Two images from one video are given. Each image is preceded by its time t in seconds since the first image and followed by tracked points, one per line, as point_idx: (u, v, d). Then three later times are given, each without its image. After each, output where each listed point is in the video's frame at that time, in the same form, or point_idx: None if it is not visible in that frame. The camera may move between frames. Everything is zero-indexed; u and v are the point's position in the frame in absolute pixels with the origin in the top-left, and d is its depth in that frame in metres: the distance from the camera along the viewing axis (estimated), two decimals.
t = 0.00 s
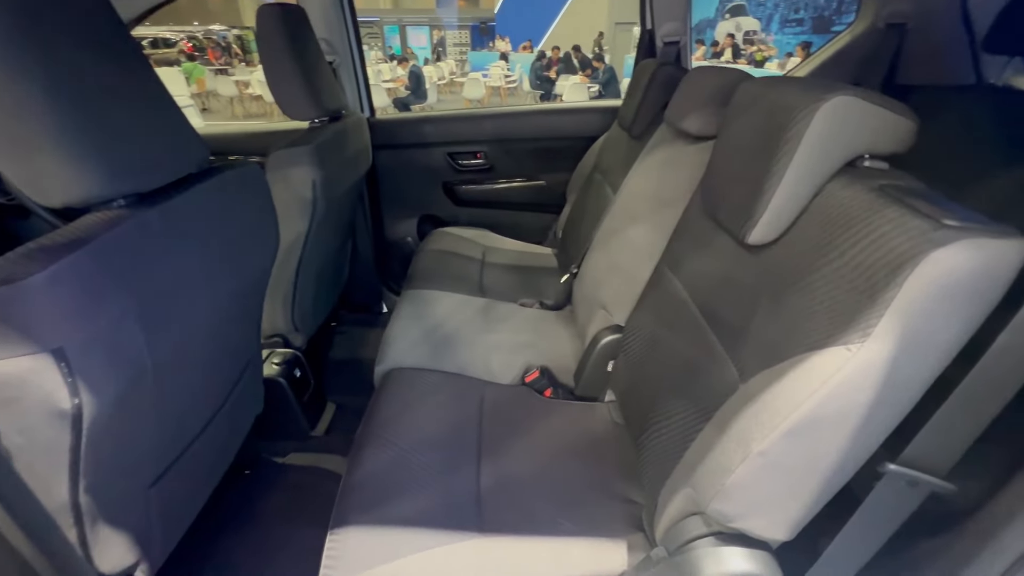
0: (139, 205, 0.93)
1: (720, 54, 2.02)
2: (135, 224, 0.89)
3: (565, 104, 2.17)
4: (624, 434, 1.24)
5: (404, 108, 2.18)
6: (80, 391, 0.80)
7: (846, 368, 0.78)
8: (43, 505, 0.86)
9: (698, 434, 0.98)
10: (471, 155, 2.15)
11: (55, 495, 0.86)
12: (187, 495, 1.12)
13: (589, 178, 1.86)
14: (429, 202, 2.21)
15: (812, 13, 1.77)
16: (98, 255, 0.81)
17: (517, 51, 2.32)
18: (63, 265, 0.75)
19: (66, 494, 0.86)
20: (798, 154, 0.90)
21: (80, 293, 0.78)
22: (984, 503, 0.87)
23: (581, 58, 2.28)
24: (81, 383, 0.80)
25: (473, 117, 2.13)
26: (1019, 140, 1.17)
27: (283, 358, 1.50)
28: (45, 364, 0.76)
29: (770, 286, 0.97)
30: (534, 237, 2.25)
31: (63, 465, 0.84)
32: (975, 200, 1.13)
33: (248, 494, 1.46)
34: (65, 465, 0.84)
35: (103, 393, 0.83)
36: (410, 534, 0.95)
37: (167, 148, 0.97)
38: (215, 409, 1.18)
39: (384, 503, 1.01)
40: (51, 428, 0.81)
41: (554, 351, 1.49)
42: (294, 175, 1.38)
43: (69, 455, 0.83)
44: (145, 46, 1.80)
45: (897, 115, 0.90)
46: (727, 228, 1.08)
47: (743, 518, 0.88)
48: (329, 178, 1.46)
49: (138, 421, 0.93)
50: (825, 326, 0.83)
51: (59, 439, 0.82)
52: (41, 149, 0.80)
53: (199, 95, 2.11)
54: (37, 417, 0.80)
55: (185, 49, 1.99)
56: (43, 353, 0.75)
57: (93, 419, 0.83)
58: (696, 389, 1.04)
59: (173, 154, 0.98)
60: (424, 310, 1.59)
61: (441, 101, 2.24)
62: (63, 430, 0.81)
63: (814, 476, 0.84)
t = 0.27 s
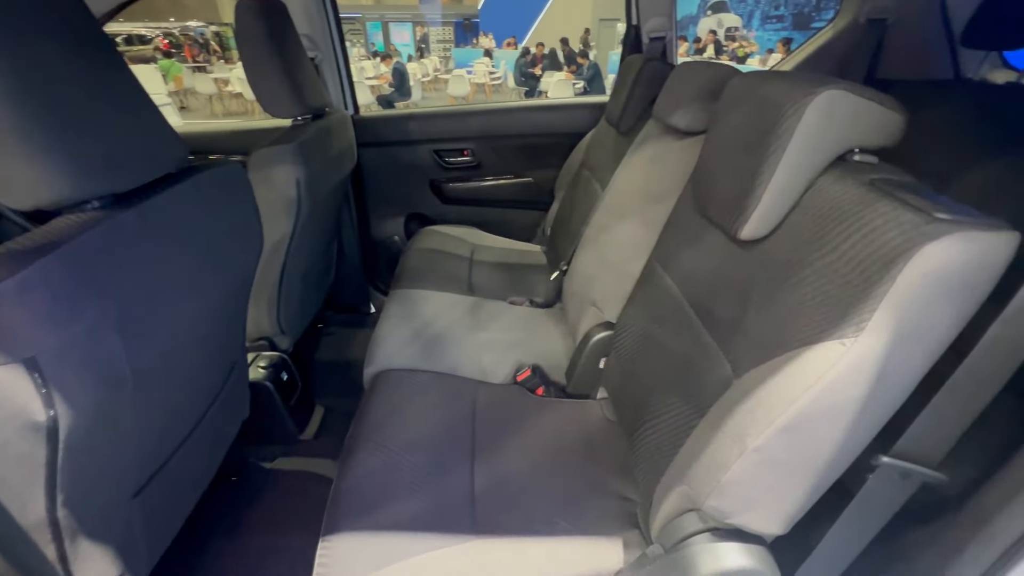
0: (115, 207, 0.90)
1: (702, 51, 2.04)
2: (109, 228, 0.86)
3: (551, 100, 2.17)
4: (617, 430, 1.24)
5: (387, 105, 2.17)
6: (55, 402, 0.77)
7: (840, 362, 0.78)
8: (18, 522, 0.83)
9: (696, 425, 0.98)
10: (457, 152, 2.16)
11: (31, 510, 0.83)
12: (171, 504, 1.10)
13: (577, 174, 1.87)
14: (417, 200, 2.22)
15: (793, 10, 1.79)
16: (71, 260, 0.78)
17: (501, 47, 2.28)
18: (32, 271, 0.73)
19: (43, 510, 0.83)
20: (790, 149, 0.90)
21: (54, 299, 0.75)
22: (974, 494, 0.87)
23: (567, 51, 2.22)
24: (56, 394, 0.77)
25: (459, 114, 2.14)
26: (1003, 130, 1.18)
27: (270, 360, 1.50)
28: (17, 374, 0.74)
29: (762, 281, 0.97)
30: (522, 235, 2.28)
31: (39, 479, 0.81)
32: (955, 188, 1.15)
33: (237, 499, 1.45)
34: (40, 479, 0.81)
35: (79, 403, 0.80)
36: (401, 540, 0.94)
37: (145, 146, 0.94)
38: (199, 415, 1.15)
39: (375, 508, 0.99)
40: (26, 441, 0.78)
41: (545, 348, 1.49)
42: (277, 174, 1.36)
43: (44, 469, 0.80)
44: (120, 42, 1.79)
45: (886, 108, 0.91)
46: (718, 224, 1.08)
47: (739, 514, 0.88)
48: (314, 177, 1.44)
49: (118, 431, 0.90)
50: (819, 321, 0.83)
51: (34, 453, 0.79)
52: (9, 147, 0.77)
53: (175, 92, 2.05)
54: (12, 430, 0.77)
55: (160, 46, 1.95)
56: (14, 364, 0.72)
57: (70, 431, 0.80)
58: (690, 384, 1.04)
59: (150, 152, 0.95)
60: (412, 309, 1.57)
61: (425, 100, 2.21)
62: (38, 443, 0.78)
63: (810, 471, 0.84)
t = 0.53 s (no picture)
0: (89, 208, 0.86)
1: (684, 47, 2.02)
2: (84, 229, 0.83)
3: (536, 96, 2.17)
4: (611, 427, 1.24)
5: (370, 103, 2.16)
6: (30, 414, 0.73)
7: (835, 356, 0.78)
8: None
9: (686, 427, 0.98)
10: (443, 149, 2.15)
11: (7, 527, 0.78)
12: (156, 513, 1.07)
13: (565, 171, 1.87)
14: (403, 198, 2.20)
15: (775, 6, 1.88)
16: (43, 264, 0.75)
17: (485, 43, 2.21)
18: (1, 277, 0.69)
19: (20, 526, 0.79)
20: (782, 143, 0.90)
21: (26, 303, 0.72)
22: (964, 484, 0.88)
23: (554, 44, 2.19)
24: (31, 405, 0.73)
25: (444, 110, 2.13)
26: (988, 122, 1.20)
27: (255, 364, 1.47)
28: None
29: (755, 275, 0.97)
30: (510, 232, 2.27)
31: (14, 495, 0.77)
32: (946, 178, 1.15)
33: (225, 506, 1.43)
34: (16, 495, 0.77)
35: (56, 414, 0.76)
36: (394, 544, 0.92)
37: (123, 145, 0.91)
38: (184, 421, 1.12)
39: (366, 512, 0.97)
40: None
41: (537, 346, 1.48)
42: (261, 172, 1.34)
43: (20, 484, 0.76)
44: (92, 39, 1.70)
45: (876, 102, 0.91)
46: (710, 218, 1.08)
47: (735, 509, 0.88)
48: (297, 175, 1.42)
49: (98, 440, 0.87)
50: (813, 315, 0.83)
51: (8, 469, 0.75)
52: None
53: (151, 90, 2.02)
54: None
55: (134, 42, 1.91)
56: None
57: (46, 443, 0.76)
58: (683, 380, 1.04)
59: (127, 152, 0.92)
60: (400, 309, 1.56)
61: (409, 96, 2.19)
62: (12, 457, 0.74)
63: (806, 464, 0.84)
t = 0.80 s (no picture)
0: (66, 209, 0.84)
1: (672, 43, 2.03)
2: (64, 230, 0.81)
3: (525, 93, 2.16)
4: (605, 424, 1.24)
5: (357, 101, 2.12)
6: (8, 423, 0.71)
7: (831, 350, 0.78)
8: None
9: (680, 427, 0.98)
10: (433, 147, 2.14)
11: None
12: (144, 519, 1.05)
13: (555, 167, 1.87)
14: (392, 196, 2.19)
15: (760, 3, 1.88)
16: (19, 267, 0.72)
17: (473, 40, 2.24)
18: None
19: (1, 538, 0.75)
20: (775, 137, 0.90)
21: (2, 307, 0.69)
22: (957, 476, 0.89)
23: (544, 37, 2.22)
24: (9, 414, 0.70)
25: (431, 108, 2.12)
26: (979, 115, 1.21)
27: (244, 366, 1.45)
28: None
29: (749, 270, 0.97)
30: (500, 229, 2.26)
31: None
32: (938, 170, 1.15)
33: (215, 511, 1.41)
34: None
35: (35, 422, 0.74)
36: (388, 547, 0.91)
37: (104, 144, 0.89)
38: (171, 426, 1.10)
39: (359, 516, 0.96)
40: None
41: (529, 344, 1.47)
42: (247, 171, 1.32)
43: None
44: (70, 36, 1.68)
45: (868, 96, 0.91)
46: (702, 214, 1.08)
47: (732, 504, 0.87)
48: (284, 174, 1.40)
49: (83, 446, 0.85)
50: (808, 310, 0.83)
51: None
52: None
53: (132, 88, 1.98)
54: None
55: (113, 39, 1.87)
56: None
57: (26, 452, 0.73)
58: (677, 376, 1.04)
59: (107, 151, 0.90)
60: (391, 308, 1.54)
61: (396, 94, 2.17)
62: None
63: (802, 459, 0.84)
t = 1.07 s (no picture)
0: (40, 210, 0.81)
1: (657, 39, 2.02)
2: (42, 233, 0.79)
3: (512, 89, 2.15)
4: (597, 420, 1.24)
5: (342, 97, 2.11)
6: None
7: (822, 344, 0.78)
8: None
9: (671, 423, 0.98)
10: (420, 144, 2.12)
11: None
12: (130, 526, 1.03)
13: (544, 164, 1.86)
14: (379, 194, 2.17)
15: None
16: None
17: (458, 37, 2.25)
18: None
19: None
20: (763, 132, 0.90)
21: None
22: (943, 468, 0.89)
23: (530, 33, 2.19)
24: None
25: (418, 105, 2.10)
26: (964, 106, 1.23)
27: (230, 369, 1.44)
28: None
29: (738, 265, 0.97)
30: (489, 226, 2.26)
31: None
32: (924, 160, 1.16)
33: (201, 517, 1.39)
34: None
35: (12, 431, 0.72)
36: (378, 550, 0.90)
37: (79, 145, 0.87)
38: (156, 430, 1.09)
39: (350, 519, 0.94)
40: None
41: (519, 341, 1.47)
42: (229, 171, 1.29)
43: None
44: (43, 32, 1.64)
45: (854, 90, 0.91)
46: (691, 208, 1.09)
47: (725, 498, 0.87)
48: (268, 172, 1.38)
49: (63, 453, 0.83)
50: (798, 304, 0.83)
51: None
52: None
53: (110, 86, 1.95)
54: None
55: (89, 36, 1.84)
56: None
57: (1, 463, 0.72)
58: (669, 371, 1.04)
59: (82, 152, 0.88)
60: (380, 308, 1.52)
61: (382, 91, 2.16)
62: None
63: (794, 452, 0.84)
